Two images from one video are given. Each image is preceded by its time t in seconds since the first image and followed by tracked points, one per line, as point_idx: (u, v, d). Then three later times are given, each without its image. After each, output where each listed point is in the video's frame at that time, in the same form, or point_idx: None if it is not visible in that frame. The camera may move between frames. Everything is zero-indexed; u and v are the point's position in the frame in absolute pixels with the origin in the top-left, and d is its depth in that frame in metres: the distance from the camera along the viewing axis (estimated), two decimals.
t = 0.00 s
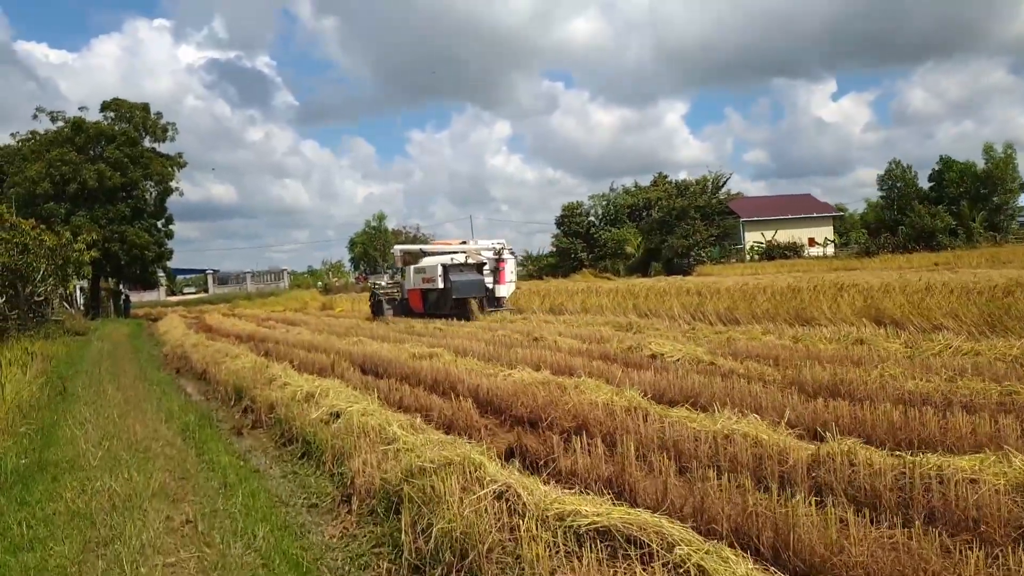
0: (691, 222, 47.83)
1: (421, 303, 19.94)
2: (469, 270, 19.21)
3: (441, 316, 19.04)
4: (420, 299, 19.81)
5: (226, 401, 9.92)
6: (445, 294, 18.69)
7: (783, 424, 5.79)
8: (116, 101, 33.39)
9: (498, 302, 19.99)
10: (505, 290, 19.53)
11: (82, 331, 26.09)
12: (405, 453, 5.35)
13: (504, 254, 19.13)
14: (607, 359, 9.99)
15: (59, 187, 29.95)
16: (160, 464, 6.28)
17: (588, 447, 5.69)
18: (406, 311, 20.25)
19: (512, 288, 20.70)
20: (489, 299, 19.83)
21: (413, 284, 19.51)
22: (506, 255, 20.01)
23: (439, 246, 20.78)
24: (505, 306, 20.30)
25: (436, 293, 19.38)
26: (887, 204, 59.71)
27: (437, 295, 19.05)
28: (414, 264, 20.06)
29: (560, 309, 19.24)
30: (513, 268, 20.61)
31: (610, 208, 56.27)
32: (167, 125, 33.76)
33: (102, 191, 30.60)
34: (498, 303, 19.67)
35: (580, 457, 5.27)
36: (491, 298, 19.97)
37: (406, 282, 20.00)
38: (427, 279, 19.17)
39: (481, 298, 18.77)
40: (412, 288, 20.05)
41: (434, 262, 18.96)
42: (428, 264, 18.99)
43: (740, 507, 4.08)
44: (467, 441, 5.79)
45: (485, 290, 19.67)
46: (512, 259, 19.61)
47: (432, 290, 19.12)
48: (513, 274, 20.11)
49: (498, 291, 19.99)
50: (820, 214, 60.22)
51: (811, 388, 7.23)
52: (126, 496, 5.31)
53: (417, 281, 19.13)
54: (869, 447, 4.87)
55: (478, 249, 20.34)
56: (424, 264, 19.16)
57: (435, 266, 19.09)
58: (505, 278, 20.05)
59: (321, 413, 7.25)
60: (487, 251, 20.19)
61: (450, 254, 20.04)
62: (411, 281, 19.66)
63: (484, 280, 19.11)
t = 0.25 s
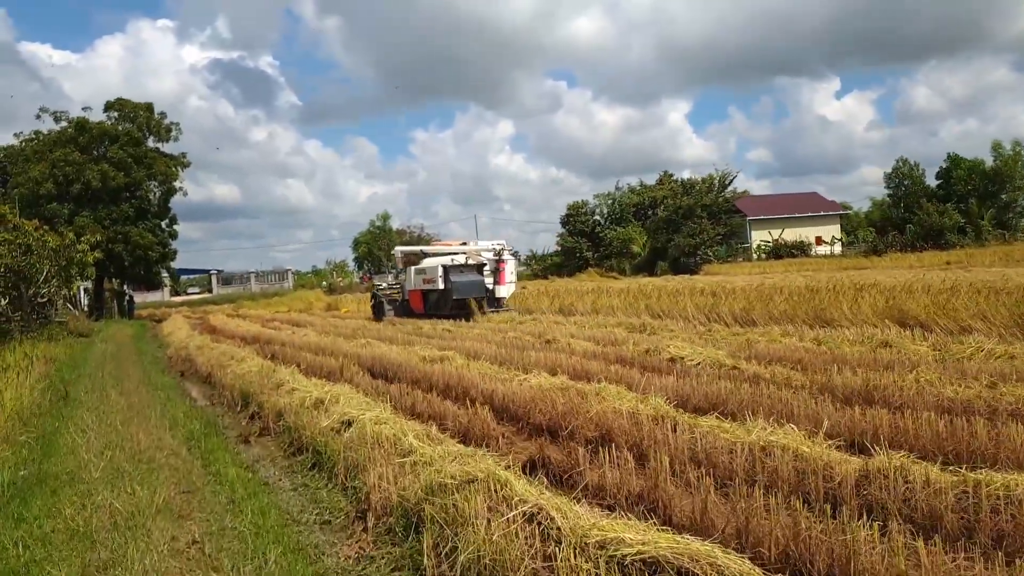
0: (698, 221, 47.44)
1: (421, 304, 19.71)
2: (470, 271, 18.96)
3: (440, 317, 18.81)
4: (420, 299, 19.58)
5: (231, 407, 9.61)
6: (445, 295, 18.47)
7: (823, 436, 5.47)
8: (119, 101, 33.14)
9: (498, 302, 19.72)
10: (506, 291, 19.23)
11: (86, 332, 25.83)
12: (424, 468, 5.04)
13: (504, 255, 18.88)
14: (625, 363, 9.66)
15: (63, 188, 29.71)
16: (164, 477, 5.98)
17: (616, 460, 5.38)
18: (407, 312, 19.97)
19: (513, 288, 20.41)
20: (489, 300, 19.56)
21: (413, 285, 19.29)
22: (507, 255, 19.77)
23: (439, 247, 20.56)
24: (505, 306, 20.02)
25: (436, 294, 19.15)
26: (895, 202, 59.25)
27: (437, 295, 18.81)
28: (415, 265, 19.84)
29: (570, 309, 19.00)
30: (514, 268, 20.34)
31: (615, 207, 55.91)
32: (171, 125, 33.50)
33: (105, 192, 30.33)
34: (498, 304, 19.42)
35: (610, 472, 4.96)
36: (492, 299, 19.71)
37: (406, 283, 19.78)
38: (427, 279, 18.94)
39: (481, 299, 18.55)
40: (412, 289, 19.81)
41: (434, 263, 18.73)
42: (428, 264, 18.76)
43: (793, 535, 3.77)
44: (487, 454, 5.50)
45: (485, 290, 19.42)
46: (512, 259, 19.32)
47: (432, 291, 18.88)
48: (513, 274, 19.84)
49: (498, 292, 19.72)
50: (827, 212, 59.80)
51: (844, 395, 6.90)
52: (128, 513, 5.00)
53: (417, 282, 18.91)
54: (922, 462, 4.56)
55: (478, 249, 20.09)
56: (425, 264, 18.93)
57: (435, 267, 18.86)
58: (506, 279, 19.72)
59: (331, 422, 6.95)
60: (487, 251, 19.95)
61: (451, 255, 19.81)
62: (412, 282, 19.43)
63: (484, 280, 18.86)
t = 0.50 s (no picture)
0: (703, 221, 47.12)
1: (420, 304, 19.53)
2: (469, 271, 18.77)
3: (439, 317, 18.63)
4: (420, 299, 19.38)
5: (234, 409, 9.36)
6: (444, 295, 18.27)
7: (857, 442, 5.20)
8: (122, 100, 32.92)
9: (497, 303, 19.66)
10: (505, 291, 19.20)
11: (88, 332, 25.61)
12: (436, 475, 4.78)
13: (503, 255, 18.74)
14: (638, 364, 9.38)
15: (66, 187, 29.50)
16: (162, 482, 5.72)
17: (639, 466, 5.11)
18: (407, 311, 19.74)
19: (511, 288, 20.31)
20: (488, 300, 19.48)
21: (412, 285, 19.09)
22: (506, 255, 19.62)
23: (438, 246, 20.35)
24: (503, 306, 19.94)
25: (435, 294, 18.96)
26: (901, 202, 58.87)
27: (436, 296, 18.62)
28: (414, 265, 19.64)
29: (578, 309, 18.74)
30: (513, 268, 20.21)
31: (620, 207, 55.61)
32: (174, 124, 33.28)
33: (108, 191, 30.11)
34: (497, 304, 19.32)
35: (635, 480, 4.69)
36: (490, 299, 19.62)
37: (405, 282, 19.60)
38: (426, 279, 18.75)
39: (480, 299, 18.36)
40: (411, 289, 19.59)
41: (433, 263, 18.52)
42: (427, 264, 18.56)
43: (840, 554, 3.49)
44: (501, 461, 5.23)
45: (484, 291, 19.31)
46: (511, 259, 19.22)
47: (431, 291, 18.63)
48: (512, 274, 19.70)
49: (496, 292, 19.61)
50: (832, 212, 59.48)
51: (872, 398, 6.61)
52: (125, 522, 4.73)
53: (416, 282, 18.71)
54: (969, 471, 4.29)
55: (477, 249, 19.89)
56: (424, 264, 18.72)
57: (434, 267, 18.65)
58: (504, 278, 19.69)
59: (337, 425, 6.68)
60: (486, 251, 19.76)
61: (450, 254, 19.62)
62: (410, 282, 19.24)
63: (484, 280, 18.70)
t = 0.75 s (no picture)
0: (710, 221, 46.71)
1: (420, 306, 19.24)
2: (469, 273, 18.46)
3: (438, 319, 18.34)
4: (420, 300, 19.09)
5: (238, 416, 9.02)
6: (444, 297, 17.98)
7: (907, 458, 4.85)
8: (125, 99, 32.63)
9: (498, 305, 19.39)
10: (504, 293, 18.93)
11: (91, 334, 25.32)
12: (457, 496, 4.44)
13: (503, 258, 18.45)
14: (658, 371, 9.01)
15: (68, 187, 29.21)
16: (164, 500, 5.40)
17: (674, 485, 4.77)
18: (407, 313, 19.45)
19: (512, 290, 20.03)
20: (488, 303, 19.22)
21: (411, 287, 18.80)
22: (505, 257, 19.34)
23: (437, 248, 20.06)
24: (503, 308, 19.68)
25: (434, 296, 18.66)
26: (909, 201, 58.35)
27: (436, 298, 18.32)
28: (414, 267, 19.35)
29: (588, 310, 18.39)
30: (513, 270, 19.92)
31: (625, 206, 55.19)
32: (177, 123, 32.99)
33: (111, 191, 29.81)
34: (497, 306, 19.05)
35: (672, 502, 4.35)
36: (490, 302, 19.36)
37: (405, 284, 19.30)
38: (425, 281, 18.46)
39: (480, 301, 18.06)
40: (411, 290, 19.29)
41: (432, 265, 18.22)
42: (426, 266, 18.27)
43: None
44: (525, 479, 4.89)
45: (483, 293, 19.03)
46: (510, 262, 18.95)
47: (431, 293, 18.34)
48: (512, 276, 19.43)
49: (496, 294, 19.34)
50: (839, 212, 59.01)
51: (912, 408, 6.26)
52: (124, 547, 4.41)
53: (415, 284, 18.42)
54: None
55: (477, 250, 19.58)
56: (424, 266, 18.42)
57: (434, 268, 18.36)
58: (504, 280, 19.41)
59: (347, 436, 6.35)
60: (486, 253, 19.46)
61: (450, 256, 19.33)
62: (410, 283, 18.96)
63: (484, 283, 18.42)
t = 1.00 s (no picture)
0: (716, 221, 46.37)
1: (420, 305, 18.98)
2: (470, 272, 18.19)
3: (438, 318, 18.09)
4: (420, 299, 18.84)
5: (243, 417, 8.76)
6: (444, 297, 17.72)
7: (954, 467, 4.57)
8: (128, 96, 32.41)
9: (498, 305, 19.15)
10: (504, 292, 18.67)
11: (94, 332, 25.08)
12: (477, 506, 4.17)
13: (504, 257, 18.20)
14: (674, 372, 8.73)
15: (72, 184, 29.00)
16: (166, 507, 5.13)
17: (707, 494, 4.50)
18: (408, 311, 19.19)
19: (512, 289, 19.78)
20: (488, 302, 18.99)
21: (411, 285, 18.55)
22: (505, 256, 19.10)
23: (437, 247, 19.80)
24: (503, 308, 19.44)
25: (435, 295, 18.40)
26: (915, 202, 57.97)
27: (436, 297, 18.07)
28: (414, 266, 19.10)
29: (597, 310, 18.12)
30: (513, 269, 19.67)
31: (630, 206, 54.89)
32: (180, 120, 32.76)
33: (115, 188, 29.59)
34: (497, 306, 18.81)
35: (707, 513, 4.08)
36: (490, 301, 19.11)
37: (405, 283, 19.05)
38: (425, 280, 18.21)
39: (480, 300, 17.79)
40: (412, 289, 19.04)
41: (432, 264, 17.96)
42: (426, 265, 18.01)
43: None
44: (548, 487, 4.62)
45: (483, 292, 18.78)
46: (510, 262, 18.69)
47: (432, 292, 18.09)
48: (512, 275, 19.17)
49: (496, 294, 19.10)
50: (845, 212, 58.66)
51: (946, 413, 5.98)
52: (123, 558, 4.14)
53: (415, 283, 18.17)
54: None
55: (478, 250, 19.33)
56: (424, 265, 18.17)
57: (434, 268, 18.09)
58: (504, 280, 19.16)
59: (356, 439, 6.08)
60: (487, 252, 19.20)
61: (450, 255, 19.07)
62: (409, 282, 18.70)
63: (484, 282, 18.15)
